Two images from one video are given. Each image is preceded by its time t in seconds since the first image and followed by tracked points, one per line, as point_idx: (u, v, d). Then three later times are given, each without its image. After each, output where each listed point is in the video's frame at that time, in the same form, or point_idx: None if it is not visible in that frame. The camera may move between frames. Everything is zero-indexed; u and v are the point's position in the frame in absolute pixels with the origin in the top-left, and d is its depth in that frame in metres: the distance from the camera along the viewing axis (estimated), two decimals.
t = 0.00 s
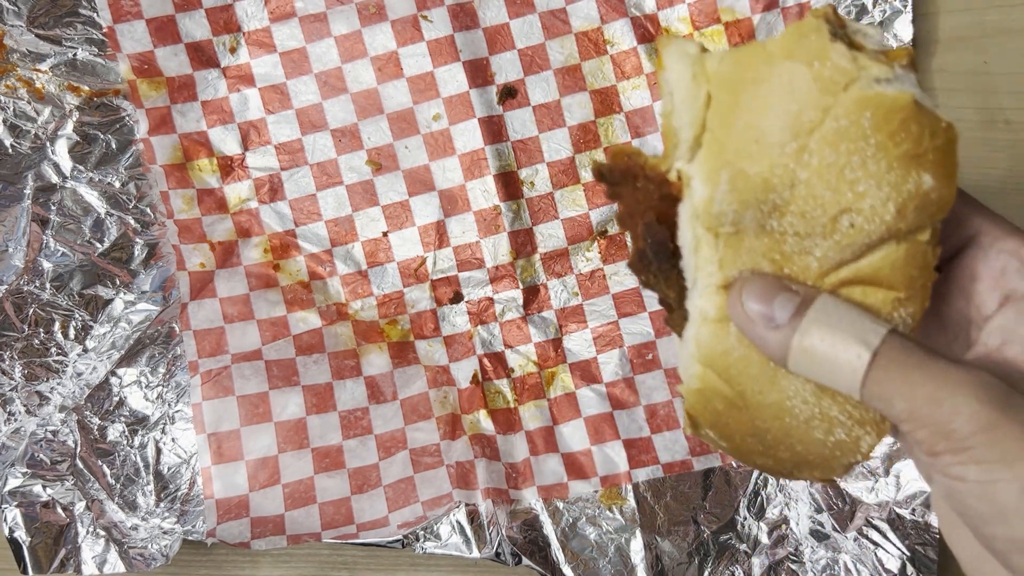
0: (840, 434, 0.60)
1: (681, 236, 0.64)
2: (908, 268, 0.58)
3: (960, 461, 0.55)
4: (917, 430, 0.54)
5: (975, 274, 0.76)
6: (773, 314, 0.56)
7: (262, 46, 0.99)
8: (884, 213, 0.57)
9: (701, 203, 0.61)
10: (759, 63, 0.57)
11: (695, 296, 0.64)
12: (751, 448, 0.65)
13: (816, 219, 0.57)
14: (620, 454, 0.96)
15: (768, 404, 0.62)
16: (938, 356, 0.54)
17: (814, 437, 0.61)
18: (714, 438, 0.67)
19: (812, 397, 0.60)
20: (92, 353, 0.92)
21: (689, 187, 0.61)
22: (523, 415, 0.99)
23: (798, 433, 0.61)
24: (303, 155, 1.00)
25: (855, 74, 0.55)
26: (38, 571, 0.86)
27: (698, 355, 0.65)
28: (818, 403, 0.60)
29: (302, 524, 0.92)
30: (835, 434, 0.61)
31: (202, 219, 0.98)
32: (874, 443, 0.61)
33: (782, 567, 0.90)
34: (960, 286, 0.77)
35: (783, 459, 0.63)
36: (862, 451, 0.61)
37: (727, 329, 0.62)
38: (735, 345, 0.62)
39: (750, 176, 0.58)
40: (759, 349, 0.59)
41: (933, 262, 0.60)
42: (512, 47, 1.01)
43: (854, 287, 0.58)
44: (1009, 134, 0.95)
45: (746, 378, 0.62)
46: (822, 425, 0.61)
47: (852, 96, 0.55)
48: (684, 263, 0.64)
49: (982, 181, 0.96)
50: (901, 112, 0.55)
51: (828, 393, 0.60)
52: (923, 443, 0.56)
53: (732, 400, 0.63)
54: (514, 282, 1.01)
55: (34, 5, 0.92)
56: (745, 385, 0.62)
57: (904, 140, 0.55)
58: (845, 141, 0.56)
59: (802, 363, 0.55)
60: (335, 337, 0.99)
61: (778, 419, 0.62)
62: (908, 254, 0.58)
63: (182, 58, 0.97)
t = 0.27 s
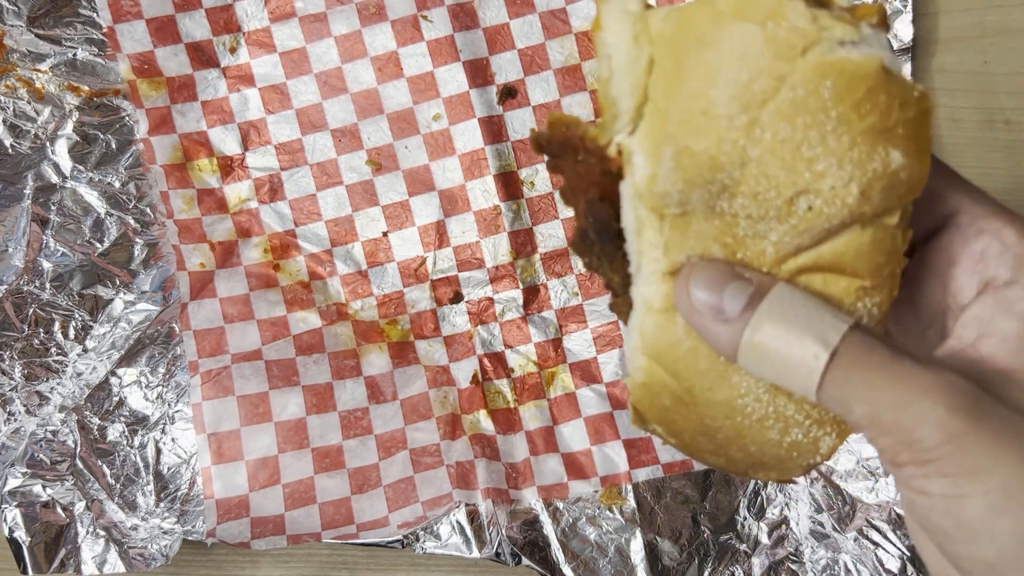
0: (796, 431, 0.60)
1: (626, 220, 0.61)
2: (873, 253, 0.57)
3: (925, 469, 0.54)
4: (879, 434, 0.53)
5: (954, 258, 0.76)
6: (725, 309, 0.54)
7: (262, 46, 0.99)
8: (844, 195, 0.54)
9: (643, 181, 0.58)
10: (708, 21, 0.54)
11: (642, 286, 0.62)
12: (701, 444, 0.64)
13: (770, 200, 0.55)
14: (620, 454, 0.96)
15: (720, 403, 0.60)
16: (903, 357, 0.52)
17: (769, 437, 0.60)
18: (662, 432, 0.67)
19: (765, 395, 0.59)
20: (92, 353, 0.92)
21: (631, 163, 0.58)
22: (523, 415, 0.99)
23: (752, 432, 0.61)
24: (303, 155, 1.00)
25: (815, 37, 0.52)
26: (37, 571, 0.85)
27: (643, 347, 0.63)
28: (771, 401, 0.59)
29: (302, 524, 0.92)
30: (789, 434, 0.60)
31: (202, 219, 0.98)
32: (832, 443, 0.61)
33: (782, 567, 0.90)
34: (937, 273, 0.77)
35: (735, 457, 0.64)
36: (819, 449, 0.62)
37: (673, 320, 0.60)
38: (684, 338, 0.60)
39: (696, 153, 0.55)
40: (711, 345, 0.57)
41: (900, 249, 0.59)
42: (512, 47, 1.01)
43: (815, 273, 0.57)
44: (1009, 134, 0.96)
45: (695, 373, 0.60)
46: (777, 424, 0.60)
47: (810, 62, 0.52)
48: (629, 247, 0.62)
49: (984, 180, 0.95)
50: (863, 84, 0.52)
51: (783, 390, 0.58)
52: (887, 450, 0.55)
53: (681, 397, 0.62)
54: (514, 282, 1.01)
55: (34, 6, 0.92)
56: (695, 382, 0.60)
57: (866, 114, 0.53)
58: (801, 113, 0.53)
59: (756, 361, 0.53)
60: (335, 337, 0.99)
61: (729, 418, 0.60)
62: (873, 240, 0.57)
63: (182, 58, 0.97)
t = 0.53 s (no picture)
0: (836, 449, 0.61)
1: (683, 214, 0.65)
2: (935, 273, 0.56)
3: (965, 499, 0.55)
4: (921, 458, 0.54)
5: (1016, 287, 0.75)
6: (773, 316, 0.55)
7: (261, 45, 0.99)
8: (907, 207, 0.55)
9: (704, 177, 0.61)
10: (781, 19, 0.56)
11: (692, 286, 0.65)
12: (738, 452, 0.67)
13: (829, 206, 0.57)
14: (621, 455, 0.95)
15: (761, 410, 0.62)
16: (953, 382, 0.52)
17: (808, 452, 0.62)
18: (700, 435, 0.69)
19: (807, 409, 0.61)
20: (90, 354, 0.91)
21: (692, 158, 0.62)
22: (523, 416, 0.98)
23: (791, 444, 0.62)
24: (302, 154, 1.00)
25: (891, 42, 0.53)
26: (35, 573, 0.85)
27: (688, 348, 0.66)
28: (813, 414, 0.61)
29: (301, 525, 0.91)
30: (830, 450, 0.62)
31: (201, 219, 0.97)
32: (874, 463, 0.62)
33: (783, 568, 0.89)
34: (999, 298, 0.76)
35: (771, 468, 0.65)
36: (860, 469, 0.62)
37: (722, 321, 0.62)
38: (730, 342, 0.62)
39: (758, 152, 0.58)
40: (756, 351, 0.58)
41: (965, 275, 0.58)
42: (512, 46, 1.00)
43: (870, 286, 0.57)
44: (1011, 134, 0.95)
45: (739, 379, 0.62)
46: (818, 439, 0.61)
47: (883, 69, 0.53)
48: (683, 242, 0.66)
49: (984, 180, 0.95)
50: (935, 96, 0.52)
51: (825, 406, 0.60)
52: (926, 474, 0.56)
53: (722, 400, 0.65)
54: (514, 282, 1.00)
55: (32, 4, 0.91)
56: (736, 388, 0.63)
57: (938, 127, 0.53)
58: (869, 120, 0.54)
59: (800, 372, 0.54)
60: (335, 337, 0.99)
61: (768, 427, 0.63)
62: (937, 255, 0.55)
63: (180, 57, 0.97)
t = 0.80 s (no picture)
0: (809, 545, 0.66)
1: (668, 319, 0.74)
2: (896, 385, 0.62)
3: None
4: (877, 564, 0.54)
5: (991, 399, 0.76)
6: (747, 418, 0.61)
7: (261, 45, 0.99)
8: (865, 325, 0.61)
9: (682, 290, 0.70)
10: (750, 158, 0.65)
11: (678, 386, 0.72)
12: (723, 542, 0.71)
13: (792, 321, 0.64)
14: (620, 454, 0.95)
15: (738, 505, 0.67)
16: (907, 491, 0.54)
17: (783, 545, 0.66)
18: (689, 524, 0.74)
19: (781, 505, 0.65)
20: (91, 354, 0.92)
21: (673, 273, 0.71)
22: (523, 415, 0.99)
23: (767, 540, 0.67)
24: (303, 155, 1.00)
25: (844, 177, 0.60)
26: (38, 571, 0.86)
27: (675, 442, 0.72)
28: (787, 512, 0.65)
29: (302, 524, 0.92)
30: (804, 545, 0.66)
31: (202, 219, 0.97)
32: (845, 561, 0.66)
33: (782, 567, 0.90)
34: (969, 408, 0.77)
35: (754, 559, 0.70)
36: (833, 564, 0.66)
37: (702, 421, 0.69)
38: (710, 441, 0.68)
39: (729, 272, 0.65)
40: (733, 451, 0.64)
41: (927, 382, 0.63)
42: (512, 46, 1.00)
43: (837, 395, 0.63)
44: (1010, 134, 0.95)
45: (718, 474, 0.68)
46: (792, 534, 0.66)
47: (838, 202, 0.60)
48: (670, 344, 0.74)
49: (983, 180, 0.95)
50: (888, 225, 0.59)
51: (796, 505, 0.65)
52: None
53: (705, 492, 0.70)
54: (514, 282, 1.00)
55: (33, 5, 0.92)
56: (719, 482, 0.68)
57: (888, 254, 0.60)
58: (824, 248, 0.61)
59: (769, 470, 0.59)
60: (335, 337, 0.99)
61: (746, 521, 0.67)
62: (895, 370, 0.62)
63: (181, 57, 0.97)
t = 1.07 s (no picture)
0: (771, 525, 0.66)
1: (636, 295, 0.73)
2: (858, 358, 0.62)
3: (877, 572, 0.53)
4: (839, 534, 0.54)
5: (950, 380, 0.77)
6: (712, 392, 0.61)
7: (261, 45, 0.99)
8: (828, 295, 0.62)
9: (652, 263, 0.69)
10: (718, 129, 0.64)
11: (646, 362, 0.71)
12: (687, 522, 0.71)
13: (758, 291, 0.63)
14: (620, 454, 0.95)
15: (702, 483, 0.68)
16: (869, 461, 0.54)
17: (747, 523, 0.66)
18: (653, 506, 0.74)
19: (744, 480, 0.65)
20: (91, 353, 0.92)
21: (642, 247, 0.70)
22: (523, 415, 0.99)
23: (731, 516, 0.67)
24: (303, 155, 1.00)
25: (811, 147, 0.61)
26: (38, 571, 0.86)
27: (642, 418, 0.72)
28: (751, 488, 0.65)
29: (302, 524, 0.92)
30: (767, 524, 0.66)
31: (202, 219, 0.97)
32: (808, 539, 0.65)
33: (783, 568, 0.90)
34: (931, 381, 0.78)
35: (718, 542, 0.69)
36: (796, 545, 0.65)
37: (669, 397, 0.69)
38: (676, 416, 0.68)
39: (698, 242, 0.65)
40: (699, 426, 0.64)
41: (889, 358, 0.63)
42: (512, 46, 1.00)
43: (801, 370, 0.63)
44: (1010, 134, 0.95)
45: (684, 450, 0.68)
46: (755, 513, 0.66)
47: (804, 170, 0.61)
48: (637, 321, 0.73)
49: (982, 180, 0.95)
50: (852, 194, 0.60)
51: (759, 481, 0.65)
52: (844, 548, 0.55)
53: (671, 471, 0.70)
54: (514, 282, 1.00)
55: (33, 5, 0.91)
56: (682, 461, 0.69)
57: (852, 223, 0.61)
58: (790, 216, 0.62)
59: (733, 446, 0.59)
60: (335, 337, 0.99)
61: (712, 498, 0.68)
62: (860, 343, 0.62)
63: (182, 58, 0.97)
